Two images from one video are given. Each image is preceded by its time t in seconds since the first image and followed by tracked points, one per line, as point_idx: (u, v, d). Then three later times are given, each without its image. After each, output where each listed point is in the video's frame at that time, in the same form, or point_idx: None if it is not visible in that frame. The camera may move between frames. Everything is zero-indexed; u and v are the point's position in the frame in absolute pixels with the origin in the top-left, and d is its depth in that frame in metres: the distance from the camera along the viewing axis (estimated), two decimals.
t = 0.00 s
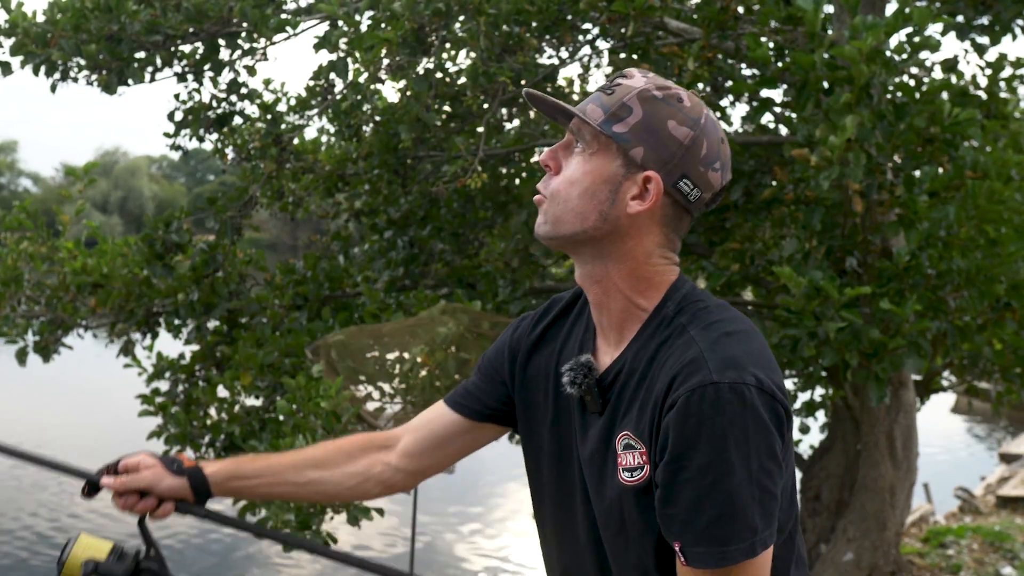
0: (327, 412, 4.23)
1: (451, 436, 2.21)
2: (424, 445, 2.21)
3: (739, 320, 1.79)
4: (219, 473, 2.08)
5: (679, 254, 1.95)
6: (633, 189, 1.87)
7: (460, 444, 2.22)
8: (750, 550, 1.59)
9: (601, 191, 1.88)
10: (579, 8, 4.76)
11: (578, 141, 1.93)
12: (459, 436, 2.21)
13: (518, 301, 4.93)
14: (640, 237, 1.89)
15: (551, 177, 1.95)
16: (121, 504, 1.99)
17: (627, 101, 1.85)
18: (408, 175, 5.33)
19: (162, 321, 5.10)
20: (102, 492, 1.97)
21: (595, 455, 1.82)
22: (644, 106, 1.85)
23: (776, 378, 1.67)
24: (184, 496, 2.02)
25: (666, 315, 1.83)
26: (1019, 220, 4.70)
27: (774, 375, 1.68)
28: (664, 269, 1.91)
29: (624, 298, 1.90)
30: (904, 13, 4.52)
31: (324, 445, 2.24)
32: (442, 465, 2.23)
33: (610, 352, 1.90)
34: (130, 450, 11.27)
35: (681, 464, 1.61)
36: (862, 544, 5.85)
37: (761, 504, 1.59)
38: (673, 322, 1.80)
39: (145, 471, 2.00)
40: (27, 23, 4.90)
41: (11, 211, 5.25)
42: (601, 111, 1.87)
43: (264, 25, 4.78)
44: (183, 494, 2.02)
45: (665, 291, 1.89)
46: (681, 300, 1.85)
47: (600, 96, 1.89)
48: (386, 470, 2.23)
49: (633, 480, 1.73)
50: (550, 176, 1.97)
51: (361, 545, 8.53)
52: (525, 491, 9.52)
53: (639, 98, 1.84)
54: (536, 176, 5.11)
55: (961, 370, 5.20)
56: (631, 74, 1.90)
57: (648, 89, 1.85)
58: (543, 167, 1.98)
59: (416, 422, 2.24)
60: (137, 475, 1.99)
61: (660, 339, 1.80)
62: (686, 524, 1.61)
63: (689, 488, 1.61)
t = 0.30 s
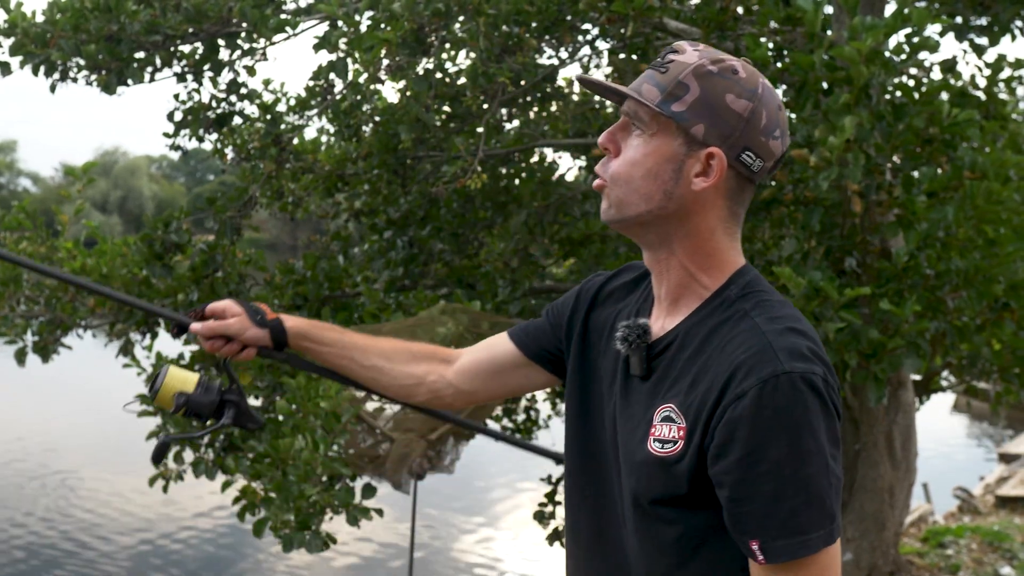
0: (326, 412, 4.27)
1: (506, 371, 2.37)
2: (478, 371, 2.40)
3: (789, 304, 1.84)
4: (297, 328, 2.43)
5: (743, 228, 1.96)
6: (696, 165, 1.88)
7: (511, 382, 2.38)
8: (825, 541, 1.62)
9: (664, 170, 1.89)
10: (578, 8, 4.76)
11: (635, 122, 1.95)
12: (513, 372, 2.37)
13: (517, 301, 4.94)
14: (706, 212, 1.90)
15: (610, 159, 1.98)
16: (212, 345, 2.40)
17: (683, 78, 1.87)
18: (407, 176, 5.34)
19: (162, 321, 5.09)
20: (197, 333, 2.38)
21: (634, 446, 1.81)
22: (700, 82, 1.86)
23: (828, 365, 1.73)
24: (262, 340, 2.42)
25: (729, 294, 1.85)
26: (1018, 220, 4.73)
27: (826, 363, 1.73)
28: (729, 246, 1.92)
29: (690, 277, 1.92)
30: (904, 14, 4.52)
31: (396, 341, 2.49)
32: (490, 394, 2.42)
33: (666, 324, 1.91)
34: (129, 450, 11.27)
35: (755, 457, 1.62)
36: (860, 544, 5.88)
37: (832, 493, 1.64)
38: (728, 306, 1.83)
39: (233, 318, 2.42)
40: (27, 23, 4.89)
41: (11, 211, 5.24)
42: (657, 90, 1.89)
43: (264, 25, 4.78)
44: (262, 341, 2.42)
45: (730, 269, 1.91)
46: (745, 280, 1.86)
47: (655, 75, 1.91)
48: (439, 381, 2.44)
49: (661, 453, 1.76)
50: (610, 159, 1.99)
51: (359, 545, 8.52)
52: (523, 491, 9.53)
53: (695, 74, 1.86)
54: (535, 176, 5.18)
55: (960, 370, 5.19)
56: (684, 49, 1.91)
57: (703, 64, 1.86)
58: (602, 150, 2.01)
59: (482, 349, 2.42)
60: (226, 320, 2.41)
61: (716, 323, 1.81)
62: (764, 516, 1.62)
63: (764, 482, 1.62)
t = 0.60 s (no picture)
0: (326, 412, 4.25)
1: (544, 336, 2.47)
2: (516, 333, 2.50)
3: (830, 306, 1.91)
4: (343, 268, 2.47)
5: (786, 230, 2.03)
6: (745, 171, 1.93)
7: (547, 346, 2.49)
8: (887, 534, 1.69)
9: (712, 174, 1.95)
10: (578, 8, 4.76)
11: (685, 124, 2.00)
12: (551, 337, 2.47)
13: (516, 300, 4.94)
14: (752, 216, 1.96)
15: (660, 159, 2.04)
16: (258, 291, 2.42)
17: (733, 83, 1.91)
18: (407, 176, 5.33)
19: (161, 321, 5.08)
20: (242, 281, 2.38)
21: (679, 446, 1.86)
22: (751, 88, 1.90)
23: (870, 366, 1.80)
24: (306, 285, 2.43)
25: (773, 296, 1.92)
26: (1017, 222, 4.77)
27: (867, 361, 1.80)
28: (770, 248, 1.99)
29: (733, 277, 1.99)
30: (903, 14, 4.53)
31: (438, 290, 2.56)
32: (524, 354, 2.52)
33: (708, 321, 1.98)
34: (128, 450, 11.26)
35: (811, 459, 1.67)
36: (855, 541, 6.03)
37: (891, 488, 1.70)
38: (773, 308, 1.89)
39: (276, 264, 2.42)
40: (26, 23, 4.89)
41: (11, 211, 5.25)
42: (708, 94, 1.94)
43: (264, 25, 4.78)
44: (307, 285, 2.44)
45: (771, 272, 1.98)
46: (790, 283, 1.93)
47: (707, 77, 1.95)
48: (476, 335, 2.53)
49: (701, 448, 1.83)
50: (660, 158, 2.06)
51: (359, 545, 8.52)
52: (523, 492, 9.53)
53: (746, 80, 1.89)
54: (534, 176, 5.15)
55: (960, 370, 5.21)
56: (737, 53, 1.95)
57: (755, 69, 1.89)
58: (652, 149, 2.07)
59: (522, 311, 2.52)
60: (270, 265, 2.41)
61: (759, 324, 1.87)
62: (821, 514, 1.68)
63: (823, 482, 1.67)
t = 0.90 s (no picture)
0: (327, 412, 4.26)
1: (555, 327, 2.49)
2: (524, 323, 2.50)
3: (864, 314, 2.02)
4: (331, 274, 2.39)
5: (823, 231, 2.13)
6: (784, 178, 2.03)
7: (556, 335, 2.50)
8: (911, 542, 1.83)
9: (752, 184, 2.04)
10: (578, 8, 4.76)
11: (719, 136, 2.09)
12: (562, 327, 2.48)
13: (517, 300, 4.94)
14: (793, 221, 2.06)
15: (697, 172, 2.13)
16: (246, 308, 2.33)
17: (764, 93, 2.00)
18: (407, 176, 5.32)
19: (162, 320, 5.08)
20: (227, 302, 2.29)
21: (721, 447, 1.96)
22: (782, 95, 1.99)
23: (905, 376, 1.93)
24: (294, 294, 2.35)
25: (815, 302, 2.01)
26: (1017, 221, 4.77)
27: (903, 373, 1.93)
28: (809, 252, 2.09)
29: (774, 282, 2.08)
30: (904, 15, 4.53)
31: (437, 280, 2.52)
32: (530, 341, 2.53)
33: (748, 325, 2.07)
34: (127, 450, 11.25)
35: (857, 465, 1.79)
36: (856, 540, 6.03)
37: (916, 499, 1.84)
38: (813, 316, 1.99)
39: (260, 278, 2.33)
40: (27, 23, 4.89)
41: (11, 211, 5.25)
42: (740, 106, 2.03)
43: (264, 25, 4.79)
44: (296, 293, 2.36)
45: (812, 274, 2.08)
46: (829, 289, 2.03)
47: (737, 89, 2.05)
48: (479, 325, 2.53)
49: (743, 451, 1.93)
50: (697, 171, 2.14)
51: (359, 545, 8.52)
52: (523, 492, 9.52)
53: (777, 88, 1.99)
54: (535, 176, 5.22)
55: (960, 370, 5.21)
56: (763, 60, 2.04)
57: (784, 77, 1.99)
58: (688, 163, 2.15)
59: (526, 300, 2.52)
60: (255, 280, 2.32)
61: (802, 329, 1.97)
62: (859, 518, 1.80)
63: (864, 489, 1.79)
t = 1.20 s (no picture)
0: (327, 412, 4.26)
1: (554, 326, 2.48)
2: (522, 323, 2.50)
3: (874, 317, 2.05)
4: (321, 283, 2.33)
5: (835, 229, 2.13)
6: (800, 176, 2.02)
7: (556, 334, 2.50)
8: (926, 543, 1.87)
9: (768, 182, 2.03)
10: (579, 9, 4.76)
11: (733, 137, 2.08)
12: (562, 327, 2.48)
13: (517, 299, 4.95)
14: (809, 220, 2.06)
15: (711, 174, 2.12)
16: (234, 328, 2.26)
17: (779, 92, 1.99)
18: (407, 176, 5.32)
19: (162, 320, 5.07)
20: (214, 325, 2.21)
21: (736, 450, 1.97)
22: (797, 94, 1.99)
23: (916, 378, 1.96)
24: (282, 307, 2.28)
25: (830, 304, 2.02)
26: (1017, 222, 4.77)
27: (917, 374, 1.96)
28: (821, 252, 2.09)
29: (788, 283, 2.08)
30: (904, 15, 4.53)
31: (432, 280, 2.49)
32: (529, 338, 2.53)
33: (762, 327, 2.07)
34: (128, 450, 11.25)
35: (879, 469, 1.81)
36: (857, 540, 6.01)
37: (931, 499, 1.88)
38: (827, 319, 2.00)
39: (247, 296, 2.25)
40: (28, 23, 4.90)
41: (11, 211, 5.25)
42: (755, 105, 2.02)
43: (264, 25, 4.80)
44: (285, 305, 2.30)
45: (824, 275, 2.08)
46: (843, 291, 2.04)
47: (751, 89, 2.04)
48: (475, 325, 2.51)
49: (760, 455, 1.94)
50: (710, 173, 2.13)
51: (359, 545, 8.52)
52: (523, 492, 9.52)
53: (791, 87, 1.98)
54: (535, 176, 5.24)
55: (960, 371, 5.21)
56: (775, 61, 2.03)
57: (798, 76, 1.99)
58: (700, 165, 2.14)
59: (522, 301, 2.51)
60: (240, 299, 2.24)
61: (818, 332, 1.98)
62: (879, 521, 1.83)
63: (885, 492, 1.82)
